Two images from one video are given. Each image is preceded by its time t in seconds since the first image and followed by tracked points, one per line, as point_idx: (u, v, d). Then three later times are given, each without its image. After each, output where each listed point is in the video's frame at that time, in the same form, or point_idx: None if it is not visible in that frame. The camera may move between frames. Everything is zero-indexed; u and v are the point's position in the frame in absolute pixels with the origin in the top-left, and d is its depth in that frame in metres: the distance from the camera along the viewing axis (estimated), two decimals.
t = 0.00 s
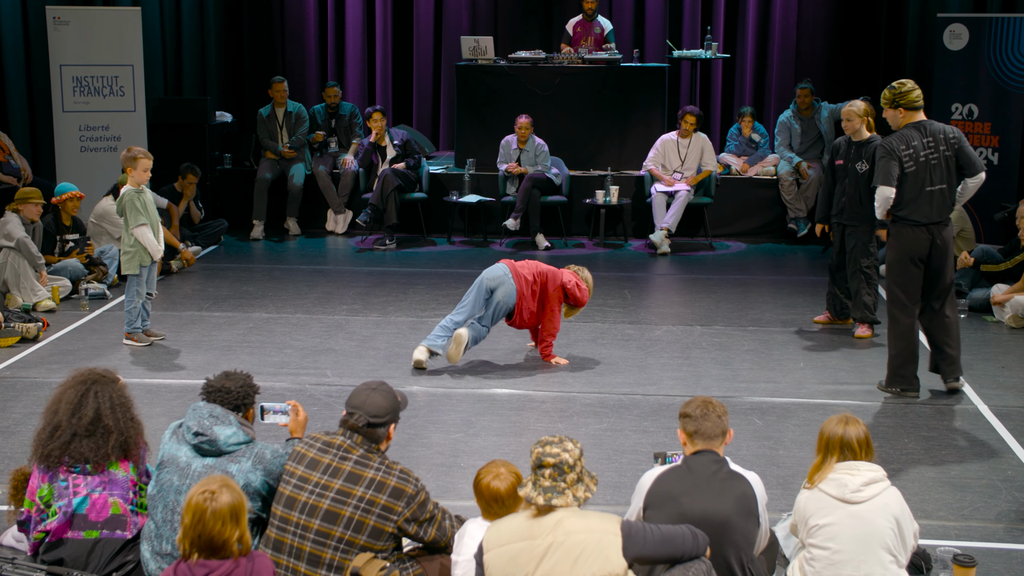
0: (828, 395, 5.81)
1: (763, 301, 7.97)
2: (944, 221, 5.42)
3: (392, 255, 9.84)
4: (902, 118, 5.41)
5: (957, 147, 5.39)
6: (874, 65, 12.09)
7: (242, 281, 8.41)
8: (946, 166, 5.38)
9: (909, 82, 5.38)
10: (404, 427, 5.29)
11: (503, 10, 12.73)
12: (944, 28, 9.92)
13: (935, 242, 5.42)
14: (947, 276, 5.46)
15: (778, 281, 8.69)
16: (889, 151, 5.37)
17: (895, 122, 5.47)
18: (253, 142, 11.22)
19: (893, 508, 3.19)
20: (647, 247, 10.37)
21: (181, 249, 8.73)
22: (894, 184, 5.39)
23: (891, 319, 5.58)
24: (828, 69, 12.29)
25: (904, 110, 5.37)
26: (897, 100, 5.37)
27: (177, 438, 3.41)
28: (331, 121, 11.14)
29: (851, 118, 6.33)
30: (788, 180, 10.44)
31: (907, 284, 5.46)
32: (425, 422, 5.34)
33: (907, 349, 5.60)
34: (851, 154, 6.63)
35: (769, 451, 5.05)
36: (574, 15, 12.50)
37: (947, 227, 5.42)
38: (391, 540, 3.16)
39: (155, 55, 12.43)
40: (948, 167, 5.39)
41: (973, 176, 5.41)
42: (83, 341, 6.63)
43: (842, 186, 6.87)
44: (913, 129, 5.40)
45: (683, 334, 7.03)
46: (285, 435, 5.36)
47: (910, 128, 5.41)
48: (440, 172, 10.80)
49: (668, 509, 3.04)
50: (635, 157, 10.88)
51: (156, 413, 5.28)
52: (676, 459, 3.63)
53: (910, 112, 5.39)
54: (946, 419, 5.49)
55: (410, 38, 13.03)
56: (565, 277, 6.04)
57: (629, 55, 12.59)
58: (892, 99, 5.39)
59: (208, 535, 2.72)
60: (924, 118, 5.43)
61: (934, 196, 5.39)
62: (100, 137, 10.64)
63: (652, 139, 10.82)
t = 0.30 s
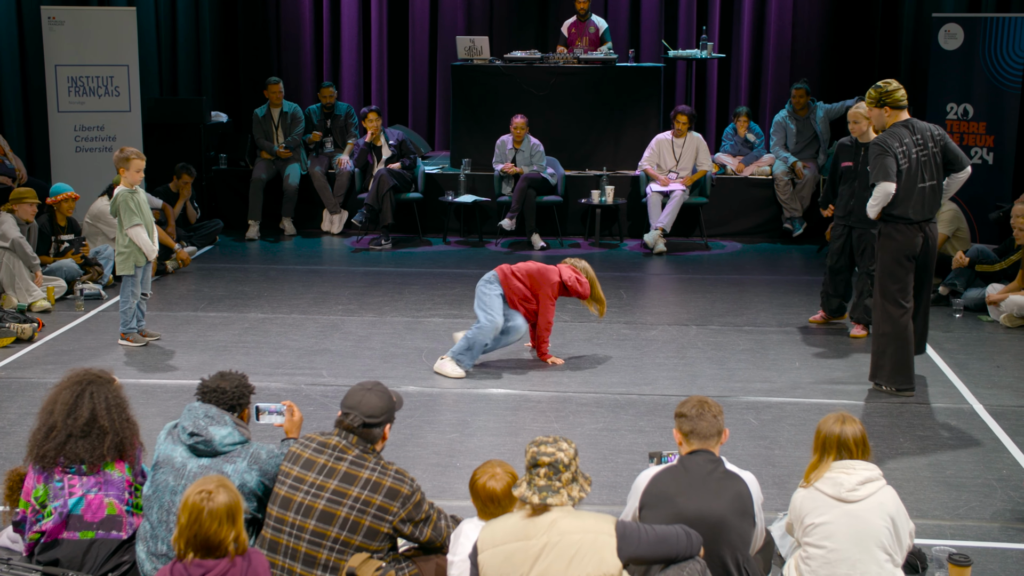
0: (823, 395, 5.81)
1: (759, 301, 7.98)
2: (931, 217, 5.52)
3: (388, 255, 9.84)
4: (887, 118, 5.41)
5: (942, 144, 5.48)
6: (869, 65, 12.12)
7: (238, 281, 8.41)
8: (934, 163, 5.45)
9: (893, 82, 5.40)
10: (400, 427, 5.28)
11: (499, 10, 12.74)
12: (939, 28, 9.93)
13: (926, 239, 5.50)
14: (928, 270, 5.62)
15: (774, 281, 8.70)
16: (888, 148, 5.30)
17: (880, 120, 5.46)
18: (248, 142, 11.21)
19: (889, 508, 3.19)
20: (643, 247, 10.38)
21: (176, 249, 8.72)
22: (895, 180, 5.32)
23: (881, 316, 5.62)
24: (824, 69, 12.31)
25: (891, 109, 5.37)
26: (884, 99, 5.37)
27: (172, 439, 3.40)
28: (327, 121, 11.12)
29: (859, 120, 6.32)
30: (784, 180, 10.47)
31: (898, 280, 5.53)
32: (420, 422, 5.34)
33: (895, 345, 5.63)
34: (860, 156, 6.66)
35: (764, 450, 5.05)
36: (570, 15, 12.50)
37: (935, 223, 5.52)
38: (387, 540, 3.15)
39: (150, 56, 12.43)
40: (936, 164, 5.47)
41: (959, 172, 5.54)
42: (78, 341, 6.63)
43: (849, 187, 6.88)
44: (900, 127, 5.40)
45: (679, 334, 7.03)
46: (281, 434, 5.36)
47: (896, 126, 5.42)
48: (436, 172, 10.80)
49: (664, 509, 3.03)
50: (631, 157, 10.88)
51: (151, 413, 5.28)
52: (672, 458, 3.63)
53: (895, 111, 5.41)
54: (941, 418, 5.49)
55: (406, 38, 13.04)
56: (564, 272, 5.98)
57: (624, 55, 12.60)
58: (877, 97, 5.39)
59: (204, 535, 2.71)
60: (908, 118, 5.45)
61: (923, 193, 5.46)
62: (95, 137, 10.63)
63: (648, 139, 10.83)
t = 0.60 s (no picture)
0: (823, 394, 5.82)
1: (758, 301, 7.98)
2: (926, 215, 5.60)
3: (387, 255, 9.84)
4: (885, 114, 5.39)
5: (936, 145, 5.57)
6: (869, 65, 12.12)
7: (237, 281, 8.41)
8: (930, 162, 5.53)
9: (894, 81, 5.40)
10: (400, 427, 5.28)
11: (498, 10, 12.74)
12: (939, 28, 9.93)
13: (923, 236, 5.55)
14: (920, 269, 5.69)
15: (773, 281, 8.70)
16: (900, 145, 5.30)
17: (879, 117, 5.44)
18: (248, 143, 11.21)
19: (889, 507, 3.18)
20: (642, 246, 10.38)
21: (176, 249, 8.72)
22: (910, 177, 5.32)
23: (877, 314, 5.63)
24: (823, 69, 12.31)
25: (891, 106, 5.36)
26: (884, 94, 5.36)
27: (172, 439, 3.40)
28: (327, 121, 11.12)
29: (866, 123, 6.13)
30: (783, 180, 10.49)
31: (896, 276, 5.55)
32: (420, 422, 5.34)
33: (894, 343, 5.64)
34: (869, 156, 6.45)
35: (765, 450, 5.05)
36: (569, 15, 12.51)
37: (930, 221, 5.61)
38: (386, 541, 3.15)
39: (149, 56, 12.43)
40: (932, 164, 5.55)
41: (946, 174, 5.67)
42: (78, 342, 6.62)
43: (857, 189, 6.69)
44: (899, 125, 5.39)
45: (678, 334, 7.03)
46: (281, 434, 5.35)
47: (895, 124, 5.40)
48: (435, 172, 10.80)
49: (664, 509, 3.03)
50: (630, 157, 10.88)
51: (151, 413, 5.27)
52: (672, 457, 3.63)
53: (893, 109, 5.39)
54: (941, 418, 5.50)
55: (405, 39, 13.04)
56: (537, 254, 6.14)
57: (624, 55, 12.60)
58: (877, 93, 5.38)
59: (205, 536, 2.71)
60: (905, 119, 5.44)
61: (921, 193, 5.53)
62: (95, 137, 10.63)
63: (647, 139, 10.83)
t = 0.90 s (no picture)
0: (815, 394, 5.82)
1: (750, 301, 7.98)
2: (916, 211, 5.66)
3: (380, 255, 9.84)
4: (881, 110, 5.41)
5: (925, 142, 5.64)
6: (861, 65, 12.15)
7: (230, 281, 8.40)
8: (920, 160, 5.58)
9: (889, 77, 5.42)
10: (392, 427, 5.28)
11: (492, 10, 12.74)
12: (931, 28, 9.96)
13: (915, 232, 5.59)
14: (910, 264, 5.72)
15: (766, 281, 8.70)
16: (903, 139, 5.34)
17: (873, 112, 5.46)
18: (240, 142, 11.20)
19: (881, 506, 3.19)
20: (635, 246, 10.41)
21: (168, 249, 8.70)
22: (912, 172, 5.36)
23: (868, 310, 5.65)
24: (816, 70, 12.33)
25: (887, 102, 5.39)
26: (880, 91, 5.37)
27: (165, 440, 3.40)
28: (319, 121, 11.16)
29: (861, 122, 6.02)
30: (776, 179, 10.49)
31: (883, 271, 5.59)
32: (413, 422, 5.33)
33: (882, 337, 5.67)
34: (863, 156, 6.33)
35: (757, 450, 5.05)
36: (562, 15, 12.52)
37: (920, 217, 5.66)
38: (379, 541, 3.14)
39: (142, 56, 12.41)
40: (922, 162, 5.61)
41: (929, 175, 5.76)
42: (69, 342, 6.61)
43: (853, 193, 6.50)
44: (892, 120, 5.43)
45: (671, 334, 7.04)
46: (273, 435, 5.34)
47: (890, 120, 5.43)
48: (428, 172, 10.80)
49: (657, 509, 3.04)
50: (623, 158, 10.89)
51: (143, 413, 5.26)
52: (665, 457, 3.63)
53: (888, 105, 5.42)
54: (932, 417, 5.51)
55: (398, 38, 13.05)
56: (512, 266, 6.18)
57: (617, 55, 12.61)
58: (873, 90, 5.39)
59: (195, 535, 2.70)
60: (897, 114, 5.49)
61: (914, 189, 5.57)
62: (87, 137, 10.61)
63: (640, 139, 10.84)
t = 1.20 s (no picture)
0: (806, 393, 5.83)
1: (742, 301, 7.99)
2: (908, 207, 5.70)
3: (371, 255, 9.84)
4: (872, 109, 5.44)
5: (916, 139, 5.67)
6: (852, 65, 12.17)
7: (221, 281, 8.40)
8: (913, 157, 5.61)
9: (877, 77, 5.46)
10: (383, 427, 5.27)
11: (482, 10, 12.74)
12: (921, 28, 9.98)
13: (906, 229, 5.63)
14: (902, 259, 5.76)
15: (757, 280, 8.71)
16: (900, 134, 5.38)
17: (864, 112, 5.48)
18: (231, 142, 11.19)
19: (871, 506, 3.19)
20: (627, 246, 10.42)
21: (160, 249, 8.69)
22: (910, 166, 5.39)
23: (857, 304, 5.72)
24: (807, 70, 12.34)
25: (878, 101, 5.42)
26: (871, 90, 5.40)
27: (155, 440, 3.38)
28: (310, 121, 11.12)
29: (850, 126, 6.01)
30: (766, 179, 10.51)
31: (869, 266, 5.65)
32: (404, 422, 5.33)
33: (869, 331, 5.74)
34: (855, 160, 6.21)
35: (748, 449, 5.05)
36: (552, 15, 12.53)
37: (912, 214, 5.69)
38: (370, 541, 3.13)
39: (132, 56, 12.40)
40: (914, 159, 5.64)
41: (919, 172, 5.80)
42: (60, 342, 6.60)
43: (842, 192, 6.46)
44: (885, 118, 5.47)
45: (662, 333, 7.04)
46: (264, 435, 5.34)
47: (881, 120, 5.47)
48: (420, 172, 10.79)
49: (648, 509, 3.03)
50: (614, 157, 10.90)
51: (133, 414, 5.26)
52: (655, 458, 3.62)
53: (878, 104, 5.45)
54: (924, 416, 5.52)
55: (389, 39, 13.05)
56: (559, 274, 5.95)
57: (608, 55, 12.62)
58: (864, 89, 5.40)
59: (176, 533, 2.70)
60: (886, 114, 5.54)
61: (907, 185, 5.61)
62: (77, 137, 10.59)
63: (631, 138, 10.85)
